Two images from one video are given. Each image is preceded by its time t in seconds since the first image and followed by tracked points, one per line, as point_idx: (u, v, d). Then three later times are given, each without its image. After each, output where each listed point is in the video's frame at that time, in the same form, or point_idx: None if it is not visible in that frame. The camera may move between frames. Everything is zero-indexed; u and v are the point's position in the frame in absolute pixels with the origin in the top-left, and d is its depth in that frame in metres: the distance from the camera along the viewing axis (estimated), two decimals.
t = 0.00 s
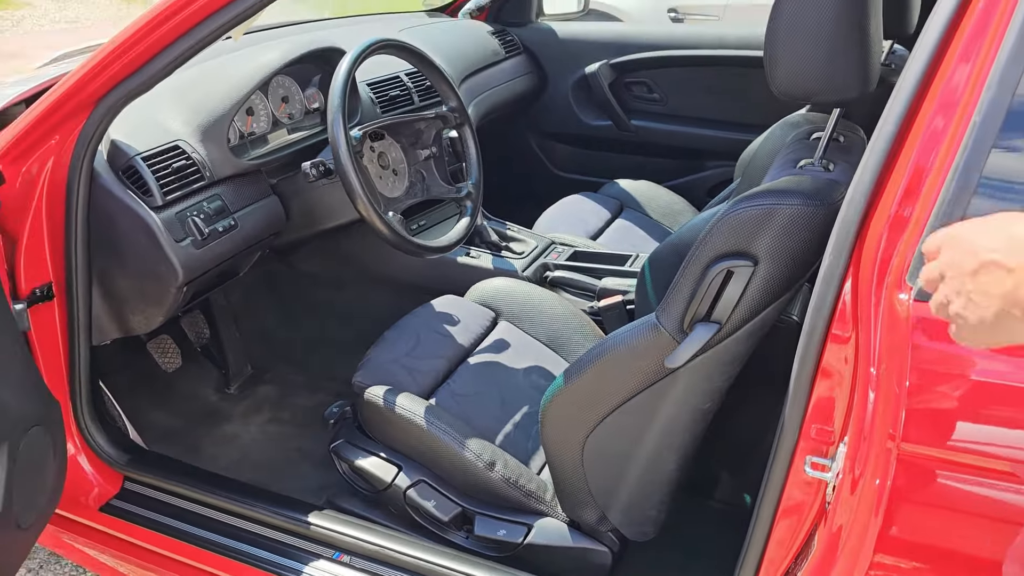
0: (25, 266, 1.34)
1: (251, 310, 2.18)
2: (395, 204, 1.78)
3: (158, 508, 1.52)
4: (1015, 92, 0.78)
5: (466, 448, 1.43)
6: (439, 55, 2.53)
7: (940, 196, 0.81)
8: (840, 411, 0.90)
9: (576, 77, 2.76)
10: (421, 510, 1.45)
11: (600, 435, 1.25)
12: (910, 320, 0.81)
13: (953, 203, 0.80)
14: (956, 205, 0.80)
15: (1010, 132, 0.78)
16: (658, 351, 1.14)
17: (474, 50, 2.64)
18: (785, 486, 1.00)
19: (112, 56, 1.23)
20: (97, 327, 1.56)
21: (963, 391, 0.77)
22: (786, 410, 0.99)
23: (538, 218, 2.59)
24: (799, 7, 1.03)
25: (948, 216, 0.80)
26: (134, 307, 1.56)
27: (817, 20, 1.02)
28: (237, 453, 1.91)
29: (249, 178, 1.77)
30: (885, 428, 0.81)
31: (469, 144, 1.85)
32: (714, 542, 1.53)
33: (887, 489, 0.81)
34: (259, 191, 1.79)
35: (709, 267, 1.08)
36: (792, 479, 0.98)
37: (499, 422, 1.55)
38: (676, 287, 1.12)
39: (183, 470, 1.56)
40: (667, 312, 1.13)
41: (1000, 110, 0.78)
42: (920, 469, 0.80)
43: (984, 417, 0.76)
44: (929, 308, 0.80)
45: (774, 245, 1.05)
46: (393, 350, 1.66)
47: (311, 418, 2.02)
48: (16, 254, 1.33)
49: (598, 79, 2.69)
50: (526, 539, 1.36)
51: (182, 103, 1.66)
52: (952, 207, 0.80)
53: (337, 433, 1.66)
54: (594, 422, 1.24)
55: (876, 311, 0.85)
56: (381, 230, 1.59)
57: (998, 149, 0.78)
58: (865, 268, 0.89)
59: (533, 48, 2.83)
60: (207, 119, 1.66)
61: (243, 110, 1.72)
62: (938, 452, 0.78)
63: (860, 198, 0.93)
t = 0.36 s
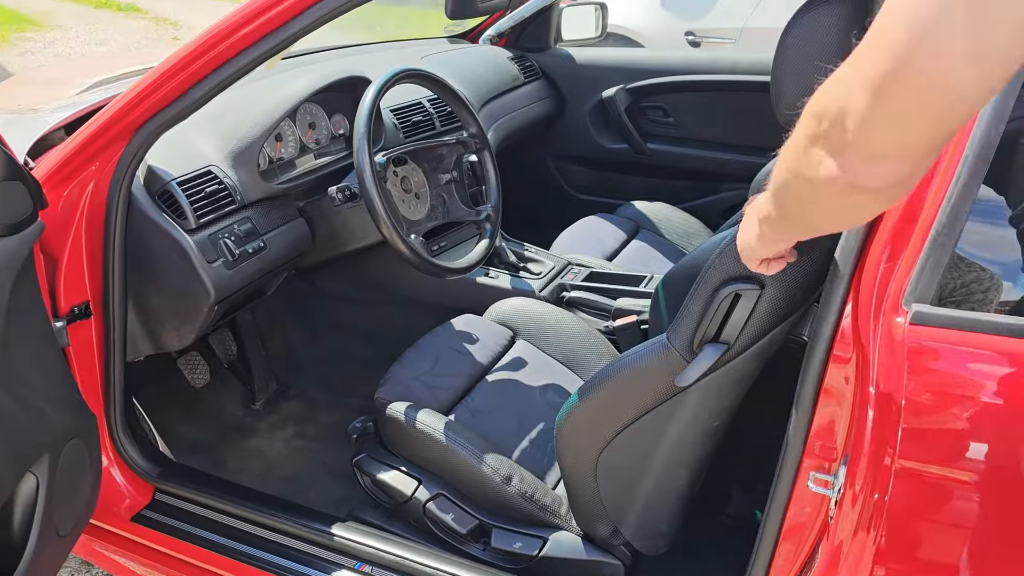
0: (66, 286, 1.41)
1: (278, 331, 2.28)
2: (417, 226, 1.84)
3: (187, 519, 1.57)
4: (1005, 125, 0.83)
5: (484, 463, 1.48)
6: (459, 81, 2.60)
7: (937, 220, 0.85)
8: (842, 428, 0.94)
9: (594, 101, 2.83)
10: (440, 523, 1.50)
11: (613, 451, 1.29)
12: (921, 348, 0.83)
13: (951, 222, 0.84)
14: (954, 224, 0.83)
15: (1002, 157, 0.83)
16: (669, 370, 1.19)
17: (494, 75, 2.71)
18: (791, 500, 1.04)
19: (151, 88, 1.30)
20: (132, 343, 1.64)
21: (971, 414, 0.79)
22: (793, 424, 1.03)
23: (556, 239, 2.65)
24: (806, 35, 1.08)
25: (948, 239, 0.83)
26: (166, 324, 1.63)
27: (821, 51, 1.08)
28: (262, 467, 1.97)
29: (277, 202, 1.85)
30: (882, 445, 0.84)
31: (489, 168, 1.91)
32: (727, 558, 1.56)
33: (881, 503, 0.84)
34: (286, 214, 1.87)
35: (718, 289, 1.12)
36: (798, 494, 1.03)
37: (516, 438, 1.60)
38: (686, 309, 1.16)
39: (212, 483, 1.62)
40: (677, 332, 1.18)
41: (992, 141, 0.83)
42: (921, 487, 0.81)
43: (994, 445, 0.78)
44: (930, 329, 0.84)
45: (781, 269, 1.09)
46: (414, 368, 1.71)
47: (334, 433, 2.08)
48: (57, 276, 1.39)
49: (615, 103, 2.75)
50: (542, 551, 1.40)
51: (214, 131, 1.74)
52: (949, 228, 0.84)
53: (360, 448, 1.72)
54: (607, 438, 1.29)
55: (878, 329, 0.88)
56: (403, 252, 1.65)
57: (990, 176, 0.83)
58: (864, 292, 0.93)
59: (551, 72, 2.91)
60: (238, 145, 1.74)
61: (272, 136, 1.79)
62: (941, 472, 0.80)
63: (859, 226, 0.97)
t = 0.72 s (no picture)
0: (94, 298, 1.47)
1: (301, 341, 2.33)
2: (434, 240, 1.88)
3: (211, 525, 1.61)
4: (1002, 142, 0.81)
5: (500, 472, 1.51)
6: (479, 95, 2.64)
7: (936, 237, 0.84)
8: (848, 441, 0.96)
9: (612, 114, 2.86)
10: (456, 531, 1.52)
11: (626, 462, 1.31)
12: (943, 365, 0.82)
13: (947, 240, 0.83)
14: (950, 242, 0.83)
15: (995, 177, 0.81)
16: (679, 382, 1.20)
17: (513, 90, 2.75)
18: (798, 512, 1.05)
19: (177, 108, 1.35)
20: (158, 354, 1.69)
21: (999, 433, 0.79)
22: (797, 435, 1.04)
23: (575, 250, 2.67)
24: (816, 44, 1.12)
25: (944, 256, 0.83)
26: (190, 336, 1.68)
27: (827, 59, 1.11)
28: (284, 475, 2.01)
29: (299, 218, 1.89)
30: (886, 456, 0.86)
31: (506, 183, 1.94)
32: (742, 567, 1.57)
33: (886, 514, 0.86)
34: (308, 229, 1.91)
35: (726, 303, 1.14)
36: (804, 506, 1.04)
37: (531, 447, 1.63)
38: (695, 322, 1.18)
39: (235, 490, 1.66)
40: (687, 345, 1.19)
41: (988, 158, 0.82)
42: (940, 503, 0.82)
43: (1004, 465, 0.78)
44: (941, 344, 0.83)
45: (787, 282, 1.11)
46: (431, 378, 1.74)
47: (355, 441, 2.12)
48: (86, 289, 1.45)
49: (633, 116, 2.77)
50: (556, 559, 1.42)
51: (238, 147, 1.79)
52: (944, 246, 0.83)
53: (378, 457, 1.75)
54: (620, 449, 1.31)
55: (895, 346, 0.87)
56: (420, 265, 1.69)
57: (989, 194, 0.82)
58: (868, 307, 0.94)
59: (570, 86, 2.94)
60: (261, 161, 1.79)
61: (294, 152, 1.84)
62: (949, 487, 0.81)
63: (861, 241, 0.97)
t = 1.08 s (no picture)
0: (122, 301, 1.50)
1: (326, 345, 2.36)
2: (455, 244, 1.90)
3: (236, 525, 1.64)
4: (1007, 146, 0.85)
5: (517, 474, 1.52)
6: (502, 102, 2.67)
7: (945, 233, 0.87)
8: (858, 441, 0.97)
9: (635, 119, 2.88)
10: (475, 532, 1.53)
11: (641, 464, 1.31)
12: (976, 367, 0.83)
13: (957, 235, 0.86)
14: (960, 237, 0.85)
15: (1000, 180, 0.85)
16: (694, 383, 1.19)
17: (536, 96, 2.77)
18: (811, 513, 1.07)
19: (202, 114, 1.39)
20: (185, 357, 1.73)
21: None
22: (808, 438, 1.05)
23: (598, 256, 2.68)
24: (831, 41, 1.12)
25: (954, 250, 0.86)
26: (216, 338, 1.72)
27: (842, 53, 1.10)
28: (309, 476, 2.04)
29: (320, 223, 1.93)
30: (895, 455, 0.87)
31: (526, 189, 1.97)
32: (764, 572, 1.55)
33: (896, 512, 0.88)
34: (330, 234, 1.95)
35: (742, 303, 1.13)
36: (818, 507, 1.06)
37: (551, 450, 1.64)
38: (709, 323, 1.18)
39: (261, 491, 1.68)
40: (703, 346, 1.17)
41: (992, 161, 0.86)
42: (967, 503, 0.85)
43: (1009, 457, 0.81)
44: (958, 346, 0.85)
45: (799, 283, 1.11)
46: (452, 381, 1.76)
47: (379, 444, 2.14)
48: (115, 291, 1.48)
49: (655, 121, 2.77)
50: (574, 561, 1.42)
51: (263, 155, 1.84)
52: (955, 241, 0.86)
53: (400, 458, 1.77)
54: (634, 450, 1.31)
55: (933, 346, 0.86)
56: (440, 268, 1.71)
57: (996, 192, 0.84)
58: (878, 307, 0.96)
59: (593, 93, 2.96)
60: (285, 168, 1.83)
61: (317, 158, 1.88)
62: (959, 485, 0.84)
63: (869, 244, 0.99)
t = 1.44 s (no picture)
0: (145, 307, 1.53)
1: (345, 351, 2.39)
2: (472, 250, 1.92)
3: (256, 527, 1.66)
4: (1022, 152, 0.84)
5: (534, 477, 1.53)
6: (519, 109, 2.69)
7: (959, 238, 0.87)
8: (873, 444, 0.97)
9: (652, 126, 2.91)
10: (491, 535, 1.54)
11: (656, 467, 1.31)
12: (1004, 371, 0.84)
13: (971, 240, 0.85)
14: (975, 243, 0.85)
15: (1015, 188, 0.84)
16: (709, 387, 1.20)
17: (552, 104, 2.79)
18: (825, 517, 1.07)
19: (224, 123, 1.42)
20: (206, 362, 1.76)
21: None
22: (822, 443, 1.05)
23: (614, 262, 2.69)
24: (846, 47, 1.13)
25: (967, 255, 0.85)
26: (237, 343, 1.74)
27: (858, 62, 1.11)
28: (327, 480, 2.06)
29: (339, 229, 1.96)
30: (909, 457, 0.89)
31: (542, 195, 1.98)
32: None
33: (911, 516, 0.89)
34: (349, 240, 1.98)
35: (755, 307, 1.14)
36: (833, 511, 1.06)
37: (567, 454, 1.64)
38: (724, 326, 1.18)
39: (280, 494, 1.70)
40: (717, 350, 1.18)
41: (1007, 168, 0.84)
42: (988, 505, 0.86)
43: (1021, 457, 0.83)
44: (976, 348, 0.85)
45: (815, 287, 1.11)
46: (469, 386, 1.77)
47: (397, 449, 2.16)
48: (138, 297, 1.51)
49: (672, 128, 2.80)
50: (590, 564, 1.43)
51: (284, 162, 1.87)
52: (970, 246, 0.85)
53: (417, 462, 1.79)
54: (650, 454, 1.31)
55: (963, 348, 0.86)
56: (457, 274, 1.73)
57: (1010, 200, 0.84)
58: (893, 310, 0.96)
59: (610, 99, 3.00)
60: (305, 175, 1.86)
61: (337, 166, 1.91)
62: (976, 487, 0.86)
63: (884, 244, 0.98)
